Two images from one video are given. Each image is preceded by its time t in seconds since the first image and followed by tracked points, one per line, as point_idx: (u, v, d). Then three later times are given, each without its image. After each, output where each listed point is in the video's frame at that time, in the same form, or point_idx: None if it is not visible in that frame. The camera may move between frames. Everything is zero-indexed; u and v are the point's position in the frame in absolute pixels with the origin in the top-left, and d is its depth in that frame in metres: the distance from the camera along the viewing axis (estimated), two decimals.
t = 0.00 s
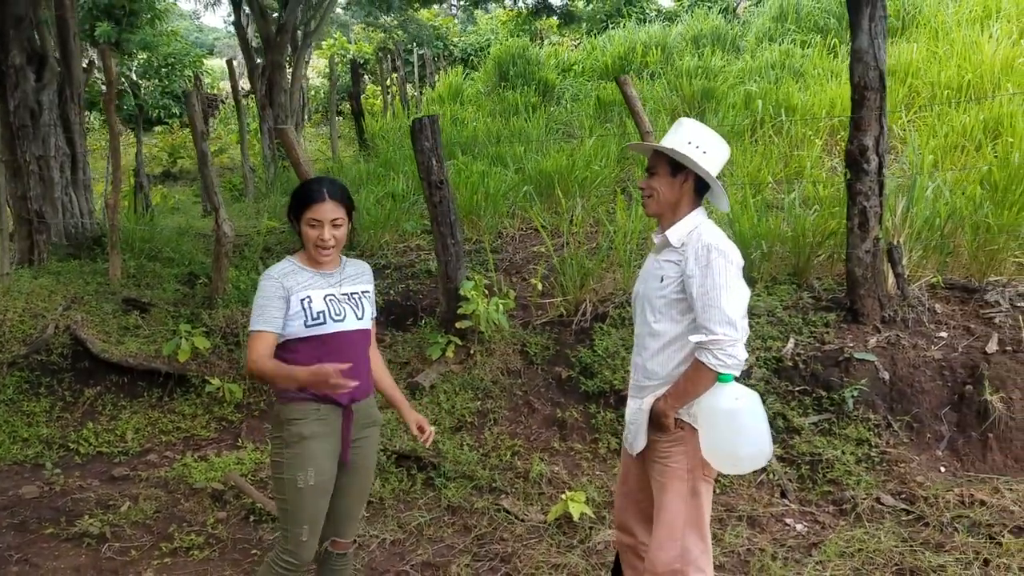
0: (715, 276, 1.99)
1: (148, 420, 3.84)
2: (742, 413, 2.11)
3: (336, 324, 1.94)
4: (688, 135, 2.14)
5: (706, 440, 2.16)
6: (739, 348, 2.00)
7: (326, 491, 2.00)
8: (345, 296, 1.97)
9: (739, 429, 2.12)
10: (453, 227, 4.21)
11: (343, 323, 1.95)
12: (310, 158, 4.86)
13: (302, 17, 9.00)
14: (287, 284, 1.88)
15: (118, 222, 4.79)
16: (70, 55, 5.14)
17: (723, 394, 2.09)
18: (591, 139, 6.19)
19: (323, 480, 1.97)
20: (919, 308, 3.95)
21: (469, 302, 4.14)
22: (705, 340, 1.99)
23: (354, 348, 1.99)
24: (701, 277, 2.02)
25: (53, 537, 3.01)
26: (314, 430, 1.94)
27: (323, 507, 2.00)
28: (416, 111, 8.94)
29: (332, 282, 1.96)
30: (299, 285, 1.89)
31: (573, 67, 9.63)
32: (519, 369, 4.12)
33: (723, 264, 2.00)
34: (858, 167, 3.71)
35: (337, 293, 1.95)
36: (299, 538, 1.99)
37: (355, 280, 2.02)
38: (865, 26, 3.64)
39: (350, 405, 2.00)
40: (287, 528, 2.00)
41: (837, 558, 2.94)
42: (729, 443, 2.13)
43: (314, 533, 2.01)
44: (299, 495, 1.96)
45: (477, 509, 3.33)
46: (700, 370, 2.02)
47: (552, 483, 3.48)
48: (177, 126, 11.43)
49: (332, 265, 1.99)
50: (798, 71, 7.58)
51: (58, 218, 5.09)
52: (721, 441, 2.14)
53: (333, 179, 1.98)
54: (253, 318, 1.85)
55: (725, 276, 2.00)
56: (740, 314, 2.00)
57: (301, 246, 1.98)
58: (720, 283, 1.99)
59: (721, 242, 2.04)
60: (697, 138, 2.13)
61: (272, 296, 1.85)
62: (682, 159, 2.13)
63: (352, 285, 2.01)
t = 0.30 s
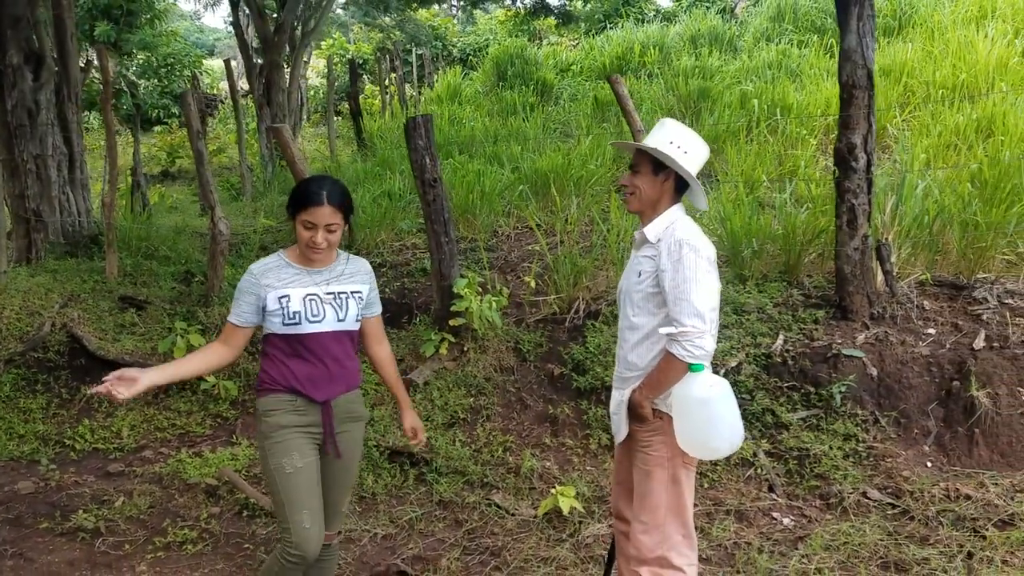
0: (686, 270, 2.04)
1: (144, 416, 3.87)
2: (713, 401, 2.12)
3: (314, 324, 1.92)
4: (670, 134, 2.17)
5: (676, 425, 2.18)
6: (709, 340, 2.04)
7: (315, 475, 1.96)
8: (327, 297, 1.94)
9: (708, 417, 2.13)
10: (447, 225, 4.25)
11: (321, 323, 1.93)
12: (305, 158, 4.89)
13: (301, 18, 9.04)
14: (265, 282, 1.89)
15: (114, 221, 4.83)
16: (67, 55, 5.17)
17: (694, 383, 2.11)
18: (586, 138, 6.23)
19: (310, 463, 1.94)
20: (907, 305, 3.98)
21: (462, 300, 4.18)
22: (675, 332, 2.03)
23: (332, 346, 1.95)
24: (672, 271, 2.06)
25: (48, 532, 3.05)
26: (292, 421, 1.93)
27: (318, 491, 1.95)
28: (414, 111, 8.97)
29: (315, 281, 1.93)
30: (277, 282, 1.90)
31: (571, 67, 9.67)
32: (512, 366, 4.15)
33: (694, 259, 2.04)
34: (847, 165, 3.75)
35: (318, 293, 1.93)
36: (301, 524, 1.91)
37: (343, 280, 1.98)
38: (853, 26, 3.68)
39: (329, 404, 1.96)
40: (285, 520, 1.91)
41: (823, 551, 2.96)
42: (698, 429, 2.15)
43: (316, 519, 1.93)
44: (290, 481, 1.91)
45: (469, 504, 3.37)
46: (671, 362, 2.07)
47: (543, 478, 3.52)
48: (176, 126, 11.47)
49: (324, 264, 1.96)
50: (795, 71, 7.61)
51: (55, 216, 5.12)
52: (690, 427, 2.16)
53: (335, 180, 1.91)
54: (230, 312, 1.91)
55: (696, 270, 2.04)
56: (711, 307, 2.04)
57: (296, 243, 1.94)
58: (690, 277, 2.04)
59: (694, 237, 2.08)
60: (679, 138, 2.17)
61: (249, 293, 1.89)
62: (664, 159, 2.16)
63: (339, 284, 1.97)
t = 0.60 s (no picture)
0: (673, 269, 2.08)
1: (142, 416, 3.93)
2: (703, 398, 2.19)
3: (286, 330, 1.89)
4: (657, 138, 2.21)
5: (665, 420, 2.23)
6: (695, 337, 2.08)
7: (271, 484, 1.91)
8: (304, 303, 1.91)
9: (699, 414, 2.20)
10: (442, 226, 4.29)
11: (294, 330, 1.90)
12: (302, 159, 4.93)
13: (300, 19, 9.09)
14: (243, 285, 1.90)
15: (112, 222, 4.87)
16: (66, 57, 5.22)
17: (685, 380, 2.17)
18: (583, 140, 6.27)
19: (263, 470, 1.90)
20: (897, 305, 4.02)
21: (457, 300, 4.22)
22: (662, 329, 2.07)
23: (305, 353, 1.92)
24: (659, 270, 2.10)
25: (45, 530, 3.09)
26: (254, 424, 1.90)
27: (269, 501, 1.89)
28: (413, 111, 9.01)
29: (293, 286, 1.91)
30: (254, 286, 1.89)
31: (569, 68, 9.71)
32: (506, 366, 4.19)
33: (680, 258, 2.09)
34: (836, 167, 3.79)
35: (295, 299, 1.90)
36: (243, 533, 1.86)
37: (324, 286, 1.94)
38: (842, 29, 3.71)
39: (295, 412, 1.92)
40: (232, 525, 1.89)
41: (809, 548, 2.98)
42: (688, 426, 2.21)
43: (260, 530, 1.87)
44: (240, 486, 1.87)
45: (462, 503, 3.41)
46: (658, 359, 2.10)
47: (535, 477, 3.55)
48: (176, 126, 11.52)
49: (307, 269, 1.94)
50: (792, 72, 7.65)
51: (54, 217, 5.17)
52: (680, 424, 2.21)
53: (313, 186, 1.90)
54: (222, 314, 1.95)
55: (682, 268, 2.08)
56: (696, 305, 2.08)
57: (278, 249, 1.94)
58: (678, 276, 2.08)
59: (680, 237, 2.13)
60: (664, 143, 2.20)
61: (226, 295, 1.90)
62: (651, 162, 2.20)
63: (319, 290, 1.93)
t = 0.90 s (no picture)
0: (673, 273, 2.13)
1: (144, 415, 3.98)
2: (692, 400, 2.25)
3: (264, 329, 1.91)
4: (655, 144, 2.27)
5: (655, 420, 2.29)
6: (692, 340, 2.15)
7: (259, 491, 1.96)
8: (280, 301, 1.92)
9: (687, 414, 2.25)
10: (440, 227, 4.35)
11: (272, 329, 1.91)
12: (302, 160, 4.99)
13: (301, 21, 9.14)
14: (216, 285, 1.88)
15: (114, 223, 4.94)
16: (69, 59, 5.30)
17: (676, 381, 2.24)
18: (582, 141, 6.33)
19: (253, 478, 1.94)
20: (890, 305, 4.07)
21: (456, 301, 4.28)
22: (660, 332, 2.13)
23: (284, 352, 1.94)
24: (659, 274, 2.15)
25: (49, 527, 3.16)
26: (239, 429, 1.93)
27: (259, 507, 1.96)
28: (414, 112, 9.07)
29: (268, 284, 1.92)
30: (227, 285, 1.89)
31: (570, 69, 9.77)
32: (504, 365, 4.25)
33: (679, 263, 2.14)
34: (829, 169, 3.84)
35: (271, 297, 1.92)
36: (237, 539, 1.95)
37: (297, 282, 1.96)
38: (834, 33, 3.75)
39: (279, 413, 1.96)
40: (224, 529, 1.96)
41: (800, 545, 3.03)
42: (676, 425, 2.27)
43: (253, 534, 1.96)
44: (229, 495, 1.93)
45: (459, 500, 3.48)
46: (654, 360, 2.17)
47: (532, 475, 3.62)
48: (178, 127, 11.60)
49: (282, 265, 1.95)
50: (791, 74, 7.71)
51: (57, 218, 5.24)
52: (668, 423, 2.27)
53: (303, 181, 1.95)
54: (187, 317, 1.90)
55: (681, 273, 2.14)
56: (694, 308, 2.15)
57: (257, 244, 1.94)
58: (678, 280, 2.14)
59: (679, 242, 2.18)
60: (662, 148, 2.26)
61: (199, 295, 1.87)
62: (650, 168, 2.25)
63: (294, 287, 1.95)
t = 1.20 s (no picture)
0: (670, 278, 2.17)
1: (149, 414, 4.03)
2: (689, 402, 2.29)
3: (267, 331, 1.93)
4: (654, 147, 2.30)
5: (652, 420, 2.32)
6: (687, 344, 2.19)
7: (263, 494, 1.99)
8: (281, 303, 1.96)
9: (684, 416, 2.30)
10: (443, 228, 4.39)
11: (275, 331, 1.94)
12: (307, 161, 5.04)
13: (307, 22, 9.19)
14: (217, 285, 1.88)
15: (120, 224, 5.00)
16: (76, 60, 5.35)
17: (674, 383, 2.29)
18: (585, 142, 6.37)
19: (257, 483, 1.97)
20: (889, 305, 4.08)
21: (458, 300, 4.32)
22: (657, 335, 2.17)
23: (285, 353, 1.98)
24: (656, 278, 2.19)
25: (56, 523, 3.21)
26: (240, 435, 1.94)
27: (263, 510, 1.99)
28: (419, 112, 9.11)
29: (268, 286, 1.95)
30: (229, 286, 1.89)
31: (575, 70, 9.80)
32: (506, 364, 4.29)
33: (676, 267, 2.17)
34: (828, 170, 3.86)
35: (272, 299, 1.95)
36: (242, 541, 1.99)
37: (293, 284, 2.01)
38: (833, 34, 3.76)
39: (279, 415, 1.99)
40: (229, 532, 1.99)
41: (798, 543, 3.05)
42: (673, 427, 2.30)
43: (258, 535, 2.00)
44: (234, 500, 1.95)
45: (460, 498, 3.51)
46: (650, 362, 2.21)
47: (533, 473, 3.66)
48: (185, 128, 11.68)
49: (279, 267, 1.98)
50: (795, 74, 7.72)
51: (64, 219, 5.31)
52: (666, 423, 2.31)
53: (312, 192, 1.92)
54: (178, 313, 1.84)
55: (677, 277, 2.17)
56: (690, 313, 2.18)
57: (257, 246, 1.94)
58: (674, 285, 2.17)
59: (676, 247, 2.21)
60: (660, 151, 2.30)
61: (201, 295, 1.85)
62: (648, 171, 2.29)
63: (290, 289, 2.00)
